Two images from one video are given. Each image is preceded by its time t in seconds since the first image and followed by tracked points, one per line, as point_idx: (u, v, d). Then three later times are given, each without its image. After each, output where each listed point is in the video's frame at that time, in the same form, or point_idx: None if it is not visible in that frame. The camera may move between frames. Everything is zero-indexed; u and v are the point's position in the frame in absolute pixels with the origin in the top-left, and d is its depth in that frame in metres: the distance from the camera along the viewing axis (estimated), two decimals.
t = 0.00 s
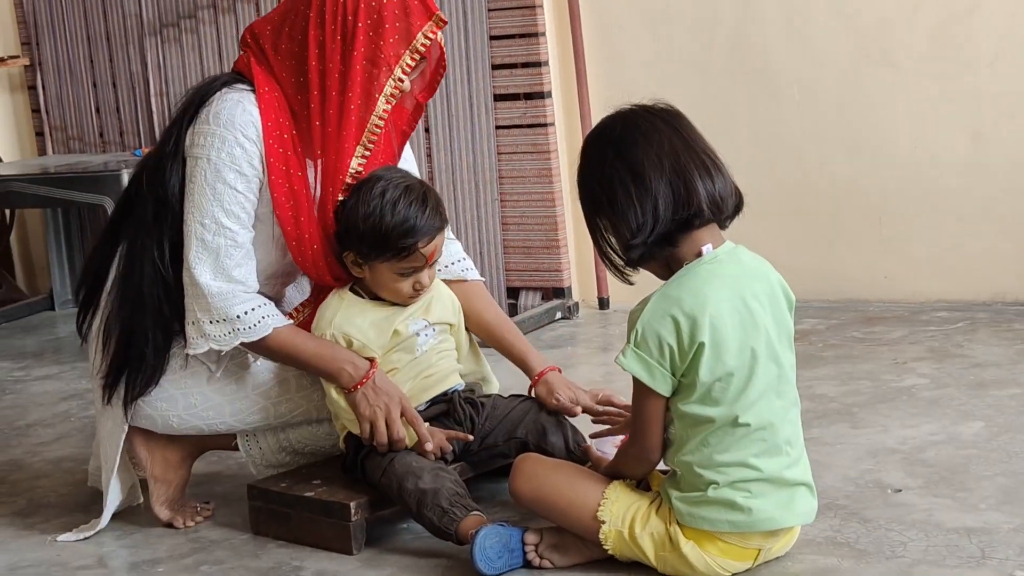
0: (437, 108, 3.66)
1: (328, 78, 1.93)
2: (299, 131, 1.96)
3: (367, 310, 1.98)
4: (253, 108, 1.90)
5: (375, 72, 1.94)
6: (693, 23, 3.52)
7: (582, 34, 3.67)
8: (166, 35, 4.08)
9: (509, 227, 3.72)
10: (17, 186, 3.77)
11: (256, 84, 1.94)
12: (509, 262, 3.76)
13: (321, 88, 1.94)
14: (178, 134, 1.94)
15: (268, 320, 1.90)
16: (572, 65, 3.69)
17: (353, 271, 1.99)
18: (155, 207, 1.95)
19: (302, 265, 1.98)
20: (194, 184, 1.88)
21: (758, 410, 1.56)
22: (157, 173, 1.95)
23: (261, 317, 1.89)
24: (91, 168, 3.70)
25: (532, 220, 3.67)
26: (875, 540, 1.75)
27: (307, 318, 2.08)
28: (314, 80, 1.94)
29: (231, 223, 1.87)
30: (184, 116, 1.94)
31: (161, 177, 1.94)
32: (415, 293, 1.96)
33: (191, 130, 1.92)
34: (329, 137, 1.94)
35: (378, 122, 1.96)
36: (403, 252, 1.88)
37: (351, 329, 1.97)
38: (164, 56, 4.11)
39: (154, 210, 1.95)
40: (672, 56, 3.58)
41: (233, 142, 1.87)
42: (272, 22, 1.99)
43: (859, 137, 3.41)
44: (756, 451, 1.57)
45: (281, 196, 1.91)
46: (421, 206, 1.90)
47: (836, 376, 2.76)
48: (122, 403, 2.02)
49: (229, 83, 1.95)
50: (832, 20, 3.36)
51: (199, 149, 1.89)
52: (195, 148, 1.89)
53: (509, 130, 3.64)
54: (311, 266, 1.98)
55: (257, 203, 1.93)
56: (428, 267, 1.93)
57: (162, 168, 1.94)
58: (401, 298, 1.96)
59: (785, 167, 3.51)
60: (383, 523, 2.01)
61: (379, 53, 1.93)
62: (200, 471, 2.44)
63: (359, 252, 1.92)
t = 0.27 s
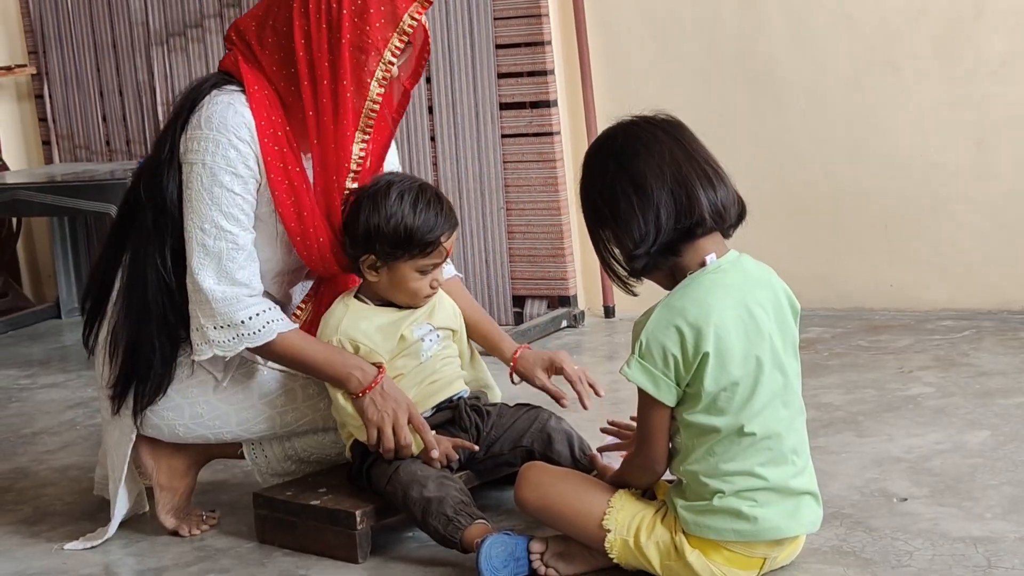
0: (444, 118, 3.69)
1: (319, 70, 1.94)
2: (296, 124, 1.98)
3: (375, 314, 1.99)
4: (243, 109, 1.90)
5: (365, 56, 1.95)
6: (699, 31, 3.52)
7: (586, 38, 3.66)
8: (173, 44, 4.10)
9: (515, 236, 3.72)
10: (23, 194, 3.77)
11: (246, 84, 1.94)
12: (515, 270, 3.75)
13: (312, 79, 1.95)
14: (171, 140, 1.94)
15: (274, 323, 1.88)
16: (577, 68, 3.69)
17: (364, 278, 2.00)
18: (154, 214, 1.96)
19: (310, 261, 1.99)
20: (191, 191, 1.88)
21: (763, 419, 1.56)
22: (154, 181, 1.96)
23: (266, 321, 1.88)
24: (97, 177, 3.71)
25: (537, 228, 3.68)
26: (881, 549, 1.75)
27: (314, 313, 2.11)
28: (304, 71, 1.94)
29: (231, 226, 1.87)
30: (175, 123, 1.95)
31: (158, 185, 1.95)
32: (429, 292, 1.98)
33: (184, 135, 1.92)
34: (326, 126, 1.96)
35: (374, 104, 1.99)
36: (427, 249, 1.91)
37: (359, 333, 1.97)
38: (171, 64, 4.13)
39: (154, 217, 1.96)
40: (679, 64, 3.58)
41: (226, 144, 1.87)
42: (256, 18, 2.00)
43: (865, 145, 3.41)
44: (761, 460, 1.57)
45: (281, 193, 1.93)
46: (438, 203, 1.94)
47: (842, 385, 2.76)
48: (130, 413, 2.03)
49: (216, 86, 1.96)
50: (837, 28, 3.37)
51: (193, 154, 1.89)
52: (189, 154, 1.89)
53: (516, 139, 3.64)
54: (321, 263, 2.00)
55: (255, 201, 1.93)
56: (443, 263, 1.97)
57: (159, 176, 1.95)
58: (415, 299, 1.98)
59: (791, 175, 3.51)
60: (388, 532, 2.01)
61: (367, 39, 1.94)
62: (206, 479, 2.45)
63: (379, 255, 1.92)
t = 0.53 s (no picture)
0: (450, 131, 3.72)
1: (274, 51, 1.93)
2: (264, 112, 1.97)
3: (387, 322, 2.01)
4: (211, 110, 1.90)
5: (316, 27, 1.93)
6: (705, 42, 3.52)
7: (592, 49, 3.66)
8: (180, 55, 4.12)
9: (521, 247, 3.72)
10: (29, 205, 3.78)
11: (208, 85, 1.93)
12: (520, 281, 3.76)
13: (268, 61, 1.93)
14: (146, 154, 1.92)
15: (279, 328, 1.88)
16: (583, 80, 3.69)
17: (379, 287, 2.02)
18: (141, 231, 1.94)
19: (300, 245, 2.02)
20: (176, 205, 1.87)
21: (768, 431, 1.56)
22: (136, 199, 1.94)
23: (271, 325, 1.87)
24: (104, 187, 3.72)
25: (543, 239, 3.68)
26: (887, 561, 1.74)
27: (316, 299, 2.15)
28: (259, 55, 1.93)
29: (224, 233, 1.87)
30: (149, 139, 1.92)
31: (142, 203, 1.93)
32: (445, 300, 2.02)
33: (159, 148, 1.90)
34: (293, 108, 1.95)
35: (333, 74, 1.97)
36: (450, 254, 1.96)
37: (370, 340, 1.99)
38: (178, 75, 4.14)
39: (141, 233, 1.94)
40: (685, 75, 3.58)
41: (203, 150, 1.87)
42: (206, 15, 1.98)
43: (871, 156, 3.40)
44: (766, 471, 1.56)
45: (265, 186, 1.94)
46: (457, 211, 2.00)
47: (848, 396, 2.75)
48: (138, 434, 2.04)
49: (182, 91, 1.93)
50: (843, 39, 3.37)
51: (172, 166, 1.87)
52: (168, 167, 1.88)
53: (522, 150, 3.64)
54: (316, 248, 2.04)
55: (241, 200, 1.93)
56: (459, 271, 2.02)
57: (140, 193, 1.93)
58: (432, 308, 2.01)
59: (796, 186, 3.51)
60: (393, 543, 2.02)
61: (317, 11, 1.92)
62: (211, 489, 2.45)
63: (403, 261, 1.96)
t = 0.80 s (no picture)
0: (455, 142, 3.74)
1: (259, 56, 1.96)
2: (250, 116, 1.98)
3: (393, 332, 2.01)
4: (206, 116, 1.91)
5: (298, 33, 1.97)
6: (711, 54, 3.53)
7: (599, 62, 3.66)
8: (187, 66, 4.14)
9: (527, 258, 3.73)
10: (36, 216, 3.79)
11: (197, 89, 1.95)
12: (526, 292, 3.76)
13: (252, 66, 1.97)
14: (138, 161, 1.92)
15: (286, 333, 1.87)
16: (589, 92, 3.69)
17: (383, 297, 2.03)
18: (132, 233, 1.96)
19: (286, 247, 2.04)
20: (174, 213, 1.87)
21: (775, 443, 1.56)
22: (127, 204, 1.94)
23: (279, 330, 1.86)
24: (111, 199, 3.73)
25: (549, 250, 3.69)
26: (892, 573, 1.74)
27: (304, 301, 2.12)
28: (242, 60, 1.96)
29: (225, 239, 1.86)
30: (140, 145, 1.92)
31: (132, 208, 1.93)
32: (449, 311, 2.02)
33: (154, 158, 1.90)
34: (279, 112, 1.98)
35: (310, 80, 2.01)
36: (451, 266, 1.97)
37: (377, 350, 1.99)
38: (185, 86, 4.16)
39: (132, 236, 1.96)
40: (690, 86, 3.58)
41: (201, 157, 1.87)
42: (189, 17, 2.00)
43: (877, 168, 3.41)
44: (773, 484, 1.56)
45: (257, 189, 1.97)
46: (459, 222, 2.01)
47: (854, 408, 2.75)
48: (138, 443, 2.03)
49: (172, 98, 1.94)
50: (849, 50, 3.37)
51: (170, 175, 1.87)
52: (165, 176, 1.88)
53: (529, 162, 3.65)
54: (299, 247, 2.05)
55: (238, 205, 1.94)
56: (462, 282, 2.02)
57: (131, 199, 1.93)
58: (436, 318, 2.02)
59: (802, 198, 3.51)
60: (398, 555, 2.02)
61: (299, 15, 1.96)
62: (216, 500, 2.46)
63: (404, 272, 1.97)
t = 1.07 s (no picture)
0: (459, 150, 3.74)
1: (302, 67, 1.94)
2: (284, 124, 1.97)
3: (393, 342, 2.01)
4: (239, 122, 1.88)
5: (343, 47, 1.95)
6: (716, 62, 3.53)
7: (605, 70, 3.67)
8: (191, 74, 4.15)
9: (532, 266, 3.73)
10: (42, 224, 3.80)
11: (234, 94, 1.93)
12: (532, 300, 3.76)
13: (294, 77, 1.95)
14: (168, 154, 1.91)
15: (293, 340, 1.85)
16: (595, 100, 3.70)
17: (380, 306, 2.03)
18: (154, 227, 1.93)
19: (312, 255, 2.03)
20: (197, 211, 1.84)
21: (780, 453, 1.55)
22: (152, 196, 1.92)
23: (285, 336, 1.85)
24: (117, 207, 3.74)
25: (554, 258, 3.69)
26: None
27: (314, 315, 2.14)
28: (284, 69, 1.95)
29: (246, 242, 1.84)
30: (172, 138, 1.90)
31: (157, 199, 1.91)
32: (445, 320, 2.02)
33: (183, 153, 1.88)
34: (315, 124, 1.97)
35: (356, 91, 1.98)
36: (442, 274, 1.97)
37: (378, 360, 1.99)
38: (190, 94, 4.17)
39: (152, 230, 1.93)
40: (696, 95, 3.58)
41: (232, 158, 1.85)
42: (231, 21, 2.00)
43: (882, 176, 3.40)
44: (778, 493, 1.56)
45: (285, 197, 1.95)
46: (451, 230, 2.00)
47: (860, 417, 2.74)
48: (140, 443, 2.02)
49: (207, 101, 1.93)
50: (855, 59, 3.37)
51: (197, 172, 1.85)
52: (192, 172, 1.85)
53: (534, 169, 3.65)
54: (325, 253, 2.03)
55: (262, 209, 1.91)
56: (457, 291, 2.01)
57: (156, 190, 1.91)
58: (432, 327, 2.01)
59: (807, 206, 3.51)
60: (403, 562, 2.02)
61: (345, 29, 1.94)
62: (221, 509, 2.46)
63: (395, 280, 1.97)
